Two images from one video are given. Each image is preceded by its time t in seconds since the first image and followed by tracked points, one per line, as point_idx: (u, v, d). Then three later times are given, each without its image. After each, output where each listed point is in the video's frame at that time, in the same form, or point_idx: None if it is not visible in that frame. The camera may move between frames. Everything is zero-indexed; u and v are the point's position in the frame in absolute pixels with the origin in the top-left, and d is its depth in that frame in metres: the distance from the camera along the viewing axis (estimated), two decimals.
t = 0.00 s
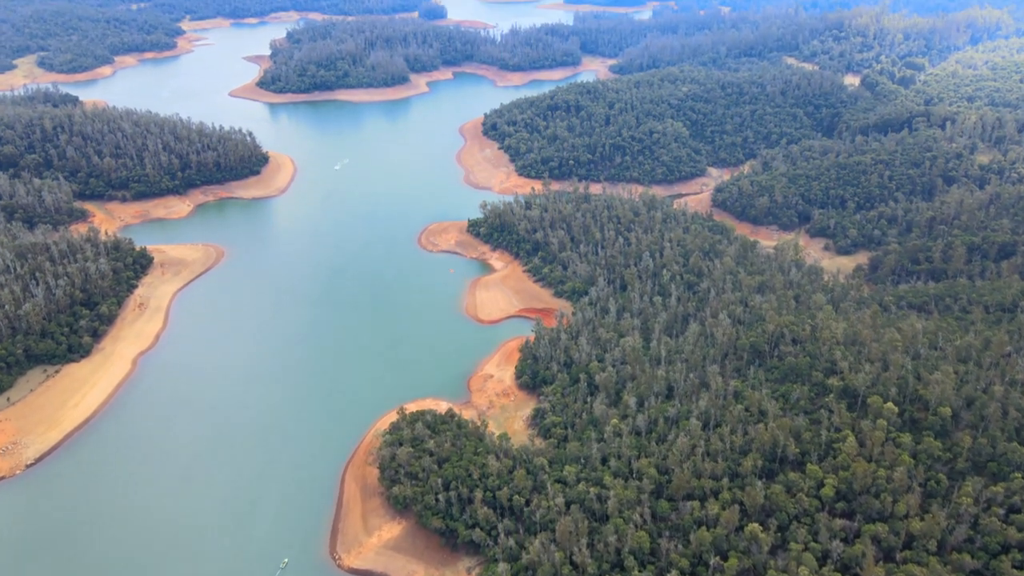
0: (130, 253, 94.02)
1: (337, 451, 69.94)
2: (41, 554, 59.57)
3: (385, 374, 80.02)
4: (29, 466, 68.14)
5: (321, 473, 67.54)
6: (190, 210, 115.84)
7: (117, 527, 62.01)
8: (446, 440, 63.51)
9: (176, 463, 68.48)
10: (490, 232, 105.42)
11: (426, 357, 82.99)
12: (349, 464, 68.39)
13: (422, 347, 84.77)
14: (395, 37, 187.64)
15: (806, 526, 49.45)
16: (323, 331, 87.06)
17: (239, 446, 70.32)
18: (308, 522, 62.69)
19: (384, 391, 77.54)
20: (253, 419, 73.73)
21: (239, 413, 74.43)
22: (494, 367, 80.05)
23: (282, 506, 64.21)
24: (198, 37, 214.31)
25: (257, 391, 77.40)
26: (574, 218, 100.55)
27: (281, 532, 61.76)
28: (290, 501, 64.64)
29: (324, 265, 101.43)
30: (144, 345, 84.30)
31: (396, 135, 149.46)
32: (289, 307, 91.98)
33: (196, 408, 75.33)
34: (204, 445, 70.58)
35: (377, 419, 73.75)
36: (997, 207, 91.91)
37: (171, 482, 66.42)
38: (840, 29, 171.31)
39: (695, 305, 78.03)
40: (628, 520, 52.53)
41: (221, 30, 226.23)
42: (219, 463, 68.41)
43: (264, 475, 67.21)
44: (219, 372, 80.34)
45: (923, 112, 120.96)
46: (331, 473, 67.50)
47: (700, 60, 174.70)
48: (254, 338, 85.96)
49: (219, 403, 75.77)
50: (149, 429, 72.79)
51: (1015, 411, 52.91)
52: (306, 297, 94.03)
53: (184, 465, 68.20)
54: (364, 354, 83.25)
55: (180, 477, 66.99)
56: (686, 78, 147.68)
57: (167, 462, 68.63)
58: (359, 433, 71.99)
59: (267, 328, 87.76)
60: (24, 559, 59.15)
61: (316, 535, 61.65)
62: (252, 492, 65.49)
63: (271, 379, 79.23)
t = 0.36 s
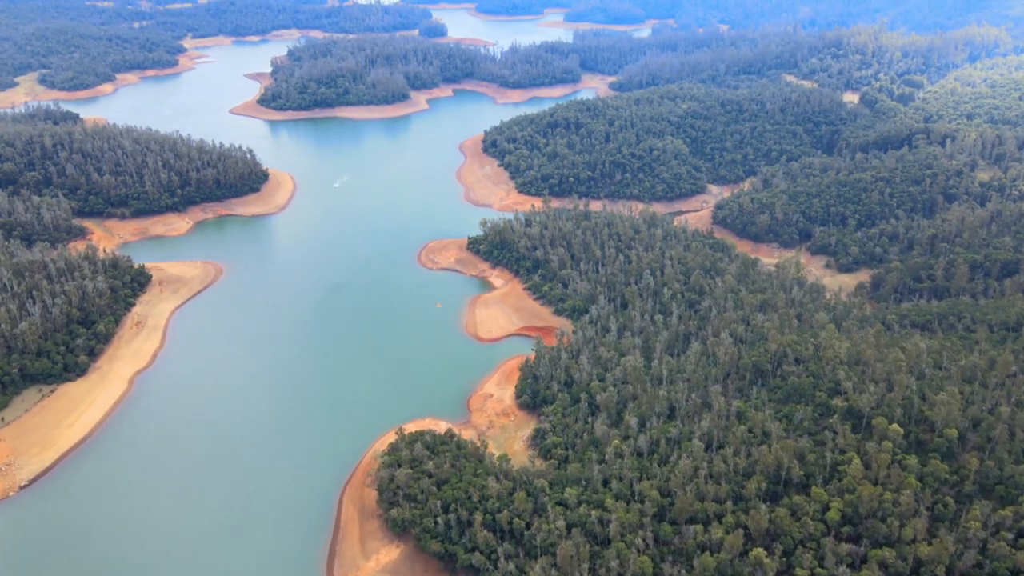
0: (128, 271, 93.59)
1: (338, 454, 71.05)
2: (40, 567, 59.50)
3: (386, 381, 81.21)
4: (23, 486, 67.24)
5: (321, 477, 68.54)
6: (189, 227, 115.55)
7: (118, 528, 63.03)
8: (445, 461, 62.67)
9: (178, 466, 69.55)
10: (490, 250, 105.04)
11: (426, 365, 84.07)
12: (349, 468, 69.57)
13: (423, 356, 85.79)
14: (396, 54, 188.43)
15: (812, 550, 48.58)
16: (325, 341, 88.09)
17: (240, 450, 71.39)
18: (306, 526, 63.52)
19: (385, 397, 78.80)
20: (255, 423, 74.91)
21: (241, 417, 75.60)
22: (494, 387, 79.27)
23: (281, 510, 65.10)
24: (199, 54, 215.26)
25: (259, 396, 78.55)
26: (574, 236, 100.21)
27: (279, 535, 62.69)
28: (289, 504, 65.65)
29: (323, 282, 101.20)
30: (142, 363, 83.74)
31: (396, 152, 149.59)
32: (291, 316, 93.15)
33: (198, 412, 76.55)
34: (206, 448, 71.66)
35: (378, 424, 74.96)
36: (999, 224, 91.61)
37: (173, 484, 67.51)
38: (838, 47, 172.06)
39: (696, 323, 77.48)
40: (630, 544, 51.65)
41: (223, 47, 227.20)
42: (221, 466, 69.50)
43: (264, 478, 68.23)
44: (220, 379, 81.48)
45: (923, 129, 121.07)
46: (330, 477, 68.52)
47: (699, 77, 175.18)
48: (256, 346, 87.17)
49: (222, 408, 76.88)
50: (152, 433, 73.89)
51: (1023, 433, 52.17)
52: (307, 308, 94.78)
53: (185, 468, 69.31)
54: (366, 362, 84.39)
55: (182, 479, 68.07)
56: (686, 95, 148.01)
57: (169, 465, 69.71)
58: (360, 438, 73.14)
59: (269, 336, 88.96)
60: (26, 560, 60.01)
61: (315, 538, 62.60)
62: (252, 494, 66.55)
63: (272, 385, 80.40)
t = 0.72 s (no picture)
0: (126, 287, 93.16)
1: (341, 462, 71.54)
2: None
3: (388, 389, 81.88)
4: (19, 505, 66.43)
5: (323, 484, 68.93)
6: (188, 243, 115.21)
7: (120, 535, 63.31)
8: (444, 480, 61.84)
9: (180, 475, 69.93)
10: (490, 265, 104.59)
11: (428, 375, 84.67)
12: (352, 474, 70.10)
13: (425, 367, 86.32)
14: (396, 70, 189.01)
15: (817, 573, 47.71)
16: (327, 351, 88.76)
17: (242, 458, 71.79)
18: (308, 531, 64.05)
19: (387, 405, 79.44)
20: (257, 431, 75.42)
21: (244, 425, 76.05)
22: (494, 405, 78.37)
23: (282, 516, 65.39)
24: (200, 70, 215.98)
25: (261, 405, 79.10)
26: (575, 252, 99.80)
27: (282, 541, 63.08)
28: (291, 510, 66.10)
29: (323, 297, 100.84)
30: (139, 380, 83.09)
31: (396, 168, 149.67)
32: (292, 330, 93.18)
33: (200, 422, 76.97)
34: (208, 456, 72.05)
35: (381, 432, 75.47)
36: (1001, 240, 91.20)
37: (173, 495, 67.50)
38: (837, 63, 172.53)
39: (698, 340, 76.91)
40: (632, 566, 50.78)
41: (224, 63, 228.06)
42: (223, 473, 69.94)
43: (266, 488, 68.31)
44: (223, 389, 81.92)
45: (923, 145, 121.01)
46: (333, 483, 69.03)
47: (699, 93, 175.64)
48: (258, 356, 87.73)
49: (224, 418, 77.21)
50: (154, 443, 74.21)
51: None
52: (308, 321, 95.07)
53: (188, 476, 69.71)
54: (368, 371, 85.01)
55: (184, 487, 68.43)
56: (686, 110, 148.19)
57: (171, 474, 70.07)
58: (361, 450, 72.97)
59: (272, 347, 89.53)
60: None
61: (317, 543, 63.04)
62: (254, 501, 66.97)
63: (272, 398, 80.30)
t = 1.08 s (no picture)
0: (123, 305, 92.68)
1: (343, 468, 72.28)
2: None
3: (388, 407, 81.31)
4: (12, 527, 65.37)
5: (325, 490, 69.59)
6: (187, 260, 114.76)
7: (124, 540, 64.07)
8: (443, 502, 60.91)
9: (183, 482, 70.68)
10: (490, 283, 104.05)
11: (429, 386, 85.34)
12: (354, 480, 70.84)
13: (425, 377, 87.09)
14: (396, 87, 189.59)
15: None
16: (329, 361, 89.70)
17: (244, 465, 72.54)
18: (310, 535, 64.65)
19: (388, 423, 78.82)
20: (260, 438, 76.28)
21: (244, 440, 75.89)
22: (494, 424, 77.55)
23: (285, 521, 66.05)
24: (202, 87, 216.77)
25: (263, 416, 79.48)
26: (575, 269, 99.31)
27: (283, 545, 63.72)
28: (294, 515, 66.76)
29: (321, 315, 100.30)
30: (135, 399, 82.15)
31: (396, 184, 149.67)
32: (290, 347, 92.66)
33: (204, 430, 77.85)
34: (212, 463, 72.86)
35: (382, 440, 76.23)
36: (1004, 258, 90.71)
37: (171, 514, 66.73)
38: (836, 80, 173.00)
39: (699, 359, 76.26)
40: None
41: (225, 81, 228.93)
42: (227, 480, 70.74)
43: (265, 507, 67.59)
44: (226, 398, 82.84)
45: (923, 162, 120.88)
46: (336, 489, 69.78)
47: (698, 110, 175.99)
48: (260, 367, 88.65)
49: (227, 426, 78.03)
50: (158, 451, 74.95)
51: None
52: (307, 338, 94.58)
53: (189, 487, 70.00)
54: (370, 381, 85.85)
55: (188, 494, 69.24)
56: (685, 127, 148.34)
57: (175, 481, 70.88)
58: (362, 469, 72.23)
59: (274, 357, 90.41)
60: None
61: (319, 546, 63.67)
62: (256, 506, 67.67)
63: (271, 415, 79.65)
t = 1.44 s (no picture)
0: (121, 320, 92.11)
1: (344, 470, 73.40)
2: None
3: (388, 423, 80.67)
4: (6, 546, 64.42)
5: (326, 495, 70.20)
6: (185, 275, 114.30)
7: (121, 558, 63.18)
8: (442, 522, 60.04)
9: (186, 484, 71.68)
10: (490, 298, 103.56)
11: (429, 402, 84.67)
12: (354, 497, 70.13)
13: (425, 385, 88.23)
14: (396, 102, 189.98)
15: None
16: (329, 374, 89.72)
17: (246, 467, 73.70)
18: (313, 534, 65.64)
19: (388, 439, 78.18)
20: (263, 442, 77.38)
21: (242, 456, 75.20)
22: (494, 441, 76.80)
23: (285, 532, 65.80)
24: (203, 102, 217.22)
25: (262, 432, 78.85)
26: (575, 284, 98.84)
27: (286, 548, 64.22)
28: (298, 515, 67.80)
29: (321, 330, 99.82)
30: (131, 416, 81.39)
31: (396, 199, 149.58)
32: (289, 362, 92.11)
33: (204, 442, 77.74)
34: (215, 466, 73.92)
35: (384, 443, 77.52)
36: (1006, 274, 90.28)
37: (168, 531, 65.91)
38: (835, 95, 173.37)
39: (701, 376, 75.64)
40: None
41: (226, 95, 229.45)
42: (230, 482, 71.80)
43: (263, 523, 66.84)
44: (224, 414, 82.20)
45: (923, 177, 120.73)
46: (338, 490, 70.92)
47: (698, 125, 176.26)
48: (259, 382, 88.06)
49: (228, 431, 79.20)
50: (160, 458, 75.50)
51: None
52: (306, 353, 94.05)
53: (187, 503, 69.27)
54: (371, 388, 87.07)
55: (185, 510, 68.41)
56: (685, 142, 148.45)
57: (177, 487, 71.44)
58: (361, 485, 71.58)
59: (274, 367, 91.14)
60: None
61: (322, 544, 64.73)
62: (260, 507, 68.68)
63: (269, 431, 79.02)
